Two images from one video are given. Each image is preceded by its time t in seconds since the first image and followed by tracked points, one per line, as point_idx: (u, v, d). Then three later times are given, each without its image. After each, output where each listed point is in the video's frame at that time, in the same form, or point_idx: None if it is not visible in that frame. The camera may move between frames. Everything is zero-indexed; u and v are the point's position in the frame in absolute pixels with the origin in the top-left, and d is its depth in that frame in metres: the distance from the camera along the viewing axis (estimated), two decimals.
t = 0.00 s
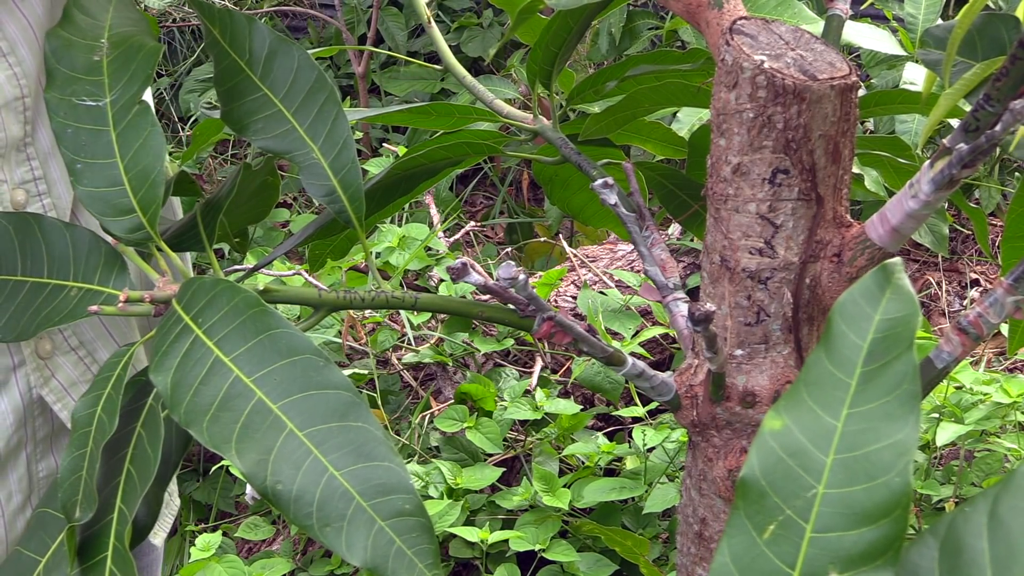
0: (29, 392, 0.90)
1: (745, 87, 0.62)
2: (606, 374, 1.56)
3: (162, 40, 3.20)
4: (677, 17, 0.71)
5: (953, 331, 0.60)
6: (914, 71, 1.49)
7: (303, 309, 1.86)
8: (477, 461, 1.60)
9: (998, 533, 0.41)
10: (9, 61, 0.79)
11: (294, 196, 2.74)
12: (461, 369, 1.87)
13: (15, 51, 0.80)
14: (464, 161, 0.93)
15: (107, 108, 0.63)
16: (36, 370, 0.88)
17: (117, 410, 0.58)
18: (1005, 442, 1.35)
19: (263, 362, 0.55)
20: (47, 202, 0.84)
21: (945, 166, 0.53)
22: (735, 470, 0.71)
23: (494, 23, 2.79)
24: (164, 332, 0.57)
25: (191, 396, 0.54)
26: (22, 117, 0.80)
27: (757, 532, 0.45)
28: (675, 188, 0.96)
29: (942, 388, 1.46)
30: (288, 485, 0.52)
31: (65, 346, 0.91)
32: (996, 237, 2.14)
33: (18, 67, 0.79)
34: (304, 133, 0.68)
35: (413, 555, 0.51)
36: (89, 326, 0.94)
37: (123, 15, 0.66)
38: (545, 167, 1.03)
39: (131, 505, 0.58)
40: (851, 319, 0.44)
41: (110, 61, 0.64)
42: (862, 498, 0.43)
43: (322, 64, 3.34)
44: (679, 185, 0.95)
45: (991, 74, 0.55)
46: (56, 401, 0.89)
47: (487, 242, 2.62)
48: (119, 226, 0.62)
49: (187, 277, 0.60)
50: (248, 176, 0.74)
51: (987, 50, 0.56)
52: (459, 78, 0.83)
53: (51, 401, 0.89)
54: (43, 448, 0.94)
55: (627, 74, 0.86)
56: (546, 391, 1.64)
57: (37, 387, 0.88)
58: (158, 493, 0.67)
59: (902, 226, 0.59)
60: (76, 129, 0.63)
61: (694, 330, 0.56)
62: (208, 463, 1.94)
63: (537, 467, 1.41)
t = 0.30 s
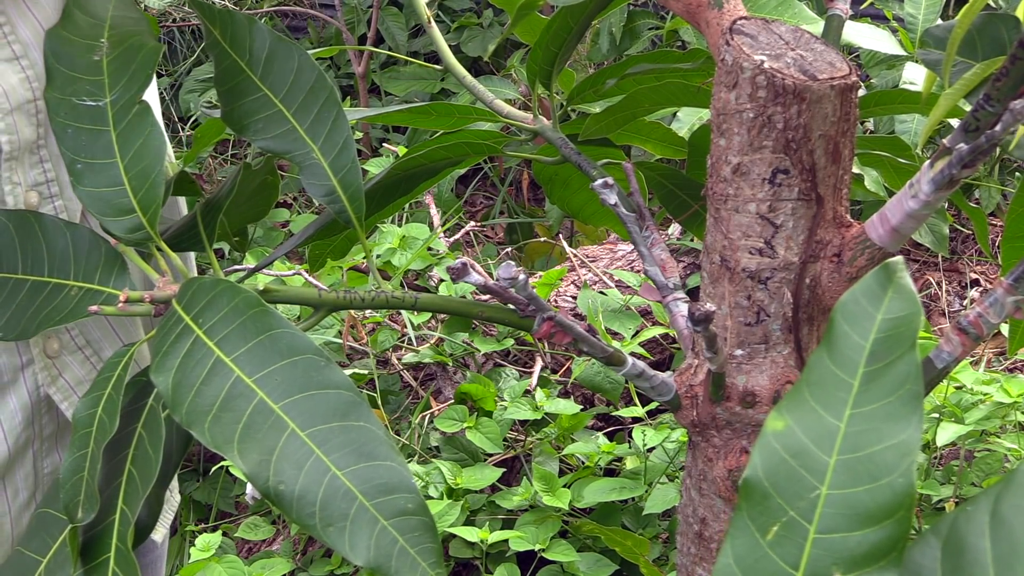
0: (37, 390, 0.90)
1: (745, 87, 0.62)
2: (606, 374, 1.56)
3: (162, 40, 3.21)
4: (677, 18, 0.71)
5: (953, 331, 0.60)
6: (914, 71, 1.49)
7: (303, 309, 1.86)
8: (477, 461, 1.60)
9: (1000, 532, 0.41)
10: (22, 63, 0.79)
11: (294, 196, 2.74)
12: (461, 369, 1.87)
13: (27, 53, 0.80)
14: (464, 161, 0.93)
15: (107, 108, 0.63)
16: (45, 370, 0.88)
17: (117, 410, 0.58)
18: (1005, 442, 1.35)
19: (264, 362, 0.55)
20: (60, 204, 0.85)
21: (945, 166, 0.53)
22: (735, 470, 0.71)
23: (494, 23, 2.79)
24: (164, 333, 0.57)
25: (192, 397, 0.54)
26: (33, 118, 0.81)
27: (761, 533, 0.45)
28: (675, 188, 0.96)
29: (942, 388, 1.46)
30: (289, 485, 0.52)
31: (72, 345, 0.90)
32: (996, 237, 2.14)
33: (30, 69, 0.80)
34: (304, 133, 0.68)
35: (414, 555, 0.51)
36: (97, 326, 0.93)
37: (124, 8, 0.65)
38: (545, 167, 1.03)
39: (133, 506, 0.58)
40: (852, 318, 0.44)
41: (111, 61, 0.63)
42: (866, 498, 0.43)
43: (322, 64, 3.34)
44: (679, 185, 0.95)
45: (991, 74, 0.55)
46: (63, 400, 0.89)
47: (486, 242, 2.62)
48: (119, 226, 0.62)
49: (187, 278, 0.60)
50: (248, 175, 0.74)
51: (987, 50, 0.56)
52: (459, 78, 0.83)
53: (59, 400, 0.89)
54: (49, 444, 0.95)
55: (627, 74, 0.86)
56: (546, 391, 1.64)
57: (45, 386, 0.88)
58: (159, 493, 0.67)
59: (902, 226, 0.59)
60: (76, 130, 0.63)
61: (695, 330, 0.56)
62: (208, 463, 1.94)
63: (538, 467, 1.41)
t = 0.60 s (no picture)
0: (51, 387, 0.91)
1: (745, 87, 0.62)
2: (606, 374, 1.56)
3: (162, 40, 3.21)
4: (677, 18, 0.71)
5: (953, 331, 0.60)
6: (914, 71, 1.49)
7: (303, 309, 1.86)
8: (477, 461, 1.60)
9: (1001, 533, 0.41)
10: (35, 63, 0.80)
11: (294, 196, 2.74)
12: (461, 369, 1.87)
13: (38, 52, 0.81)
14: (464, 161, 0.93)
15: (106, 108, 0.63)
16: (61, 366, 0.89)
17: (118, 410, 0.58)
18: (1005, 441, 1.35)
19: (264, 363, 0.55)
20: (68, 202, 0.85)
21: (945, 166, 0.53)
22: (735, 469, 0.71)
23: (494, 23, 2.79)
24: (164, 334, 0.57)
25: (193, 398, 0.54)
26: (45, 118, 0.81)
27: (761, 534, 0.45)
28: (675, 188, 0.96)
29: (942, 388, 1.45)
30: (290, 486, 0.52)
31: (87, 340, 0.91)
32: (996, 237, 2.14)
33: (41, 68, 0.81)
34: (304, 134, 0.68)
35: (415, 556, 0.51)
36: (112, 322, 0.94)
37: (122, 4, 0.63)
38: (546, 167, 1.03)
39: (132, 506, 0.58)
40: (852, 320, 0.44)
41: (111, 61, 0.63)
42: (867, 499, 0.43)
43: (322, 64, 3.34)
44: (679, 185, 0.95)
45: (991, 75, 0.55)
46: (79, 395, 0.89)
47: (487, 242, 2.62)
48: (119, 227, 0.62)
49: (187, 278, 0.60)
50: (248, 175, 0.74)
51: (987, 50, 0.56)
52: (460, 78, 0.83)
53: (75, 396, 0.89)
54: (59, 441, 0.95)
55: (627, 74, 0.86)
56: (546, 391, 1.64)
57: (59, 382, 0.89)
58: (159, 493, 0.67)
59: (902, 226, 0.59)
60: (76, 129, 0.62)
61: (695, 330, 0.56)
62: (208, 463, 1.94)
63: (538, 467, 1.41)
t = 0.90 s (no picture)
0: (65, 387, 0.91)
1: (745, 87, 0.62)
2: (606, 374, 1.56)
3: (162, 40, 3.21)
4: (677, 18, 0.71)
5: (953, 331, 0.60)
6: (914, 71, 1.49)
7: (302, 309, 1.86)
8: (477, 461, 1.60)
9: (1003, 534, 0.41)
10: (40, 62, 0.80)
11: (294, 196, 2.74)
12: (461, 369, 1.87)
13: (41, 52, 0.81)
14: (464, 161, 0.93)
15: (106, 108, 0.63)
16: (81, 363, 0.89)
17: (118, 410, 0.58)
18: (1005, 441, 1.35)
19: (264, 362, 0.55)
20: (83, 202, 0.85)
21: (945, 166, 0.53)
22: (735, 469, 0.71)
23: (494, 23, 2.79)
24: (165, 334, 0.57)
25: (193, 397, 0.54)
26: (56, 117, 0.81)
27: (766, 534, 0.45)
28: (675, 188, 0.96)
29: (942, 388, 1.45)
30: (291, 485, 0.52)
31: (105, 338, 0.92)
32: (996, 237, 2.14)
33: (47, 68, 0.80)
34: (304, 134, 0.68)
35: (416, 555, 0.51)
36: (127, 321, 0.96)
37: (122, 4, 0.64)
38: (546, 167, 1.03)
39: (133, 506, 0.58)
40: (857, 324, 0.44)
41: (110, 61, 0.63)
42: (871, 500, 0.43)
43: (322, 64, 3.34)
44: (679, 185, 0.95)
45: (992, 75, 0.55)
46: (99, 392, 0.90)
47: (487, 242, 2.63)
48: (119, 227, 0.62)
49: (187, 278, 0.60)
50: (247, 175, 0.74)
51: (987, 50, 0.56)
52: (460, 78, 0.83)
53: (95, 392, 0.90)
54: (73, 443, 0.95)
55: (627, 74, 0.85)
56: (546, 392, 1.64)
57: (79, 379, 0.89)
58: (159, 493, 0.67)
59: (902, 226, 0.59)
60: (76, 130, 0.63)
61: (695, 330, 0.56)
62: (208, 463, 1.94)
63: (538, 467, 1.41)
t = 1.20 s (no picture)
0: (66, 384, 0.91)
1: (745, 87, 0.62)
2: (606, 374, 1.56)
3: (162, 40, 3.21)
4: (677, 18, 0.71)
5: (953, 331, 0.60)
6: (915, 72, 1.49)
7: (303, 309, 1.86)
8: (477, 461, 1.60)
9: (1004, 536, 0.41)
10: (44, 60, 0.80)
11: (294, 196, 2.74)
12: (461, 369, 1.87)
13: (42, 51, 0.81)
14: (464, 161, 0.93)
15: (106, 108, 0.63)
16: (86, 360, 0.89)
17: (118, 409, 0.58)
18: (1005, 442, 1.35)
19: (264, 363, 0.55)
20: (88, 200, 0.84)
21: (945, 166, 0.53)
22: (735, 469, 0.71)
23: (494, 23, 2.79)
24: (164, 334, 0.57)
25: (192, 397, 0.54)
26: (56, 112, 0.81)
27: (764, 534, 0.45)
28: (675, 188, 0.96)
29: (942, 388, 1.45)
30: (290, 485, 0.52)
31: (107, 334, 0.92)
32: (996, 237, 2.14)
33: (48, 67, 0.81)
34: (304, 134, 0.68)
35: (415, 556, 0.51)
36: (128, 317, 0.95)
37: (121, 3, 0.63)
38: (546, 167, 1.03)
39: (132, 505, 0.58)
40: (855, 324, 0.44)
41: (110, 61, 0.63)
42: (870, 500, 0.43)
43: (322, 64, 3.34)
44: (678, 185, 0.95)
45: (992, 75, 0.55)
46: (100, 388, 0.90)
47: (487, 242, 2.63)
48: (119, 226, 0.62)
49: (188, 278, 0.60)
50: (247, 175, 0.74)
51: (987, 49, 0.56)
52: (459, 78, 0.83)
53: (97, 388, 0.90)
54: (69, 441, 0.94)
55: (627, 74, 0.86)
56: (546, 392, 1.64)
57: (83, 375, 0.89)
58: (159, 493, 0.68)
59: (902, 226, 0.59)
60: (76, 129, 0.63)
61: (695, 330, 0.56)
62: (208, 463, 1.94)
63: (538, 467, 1.41)
